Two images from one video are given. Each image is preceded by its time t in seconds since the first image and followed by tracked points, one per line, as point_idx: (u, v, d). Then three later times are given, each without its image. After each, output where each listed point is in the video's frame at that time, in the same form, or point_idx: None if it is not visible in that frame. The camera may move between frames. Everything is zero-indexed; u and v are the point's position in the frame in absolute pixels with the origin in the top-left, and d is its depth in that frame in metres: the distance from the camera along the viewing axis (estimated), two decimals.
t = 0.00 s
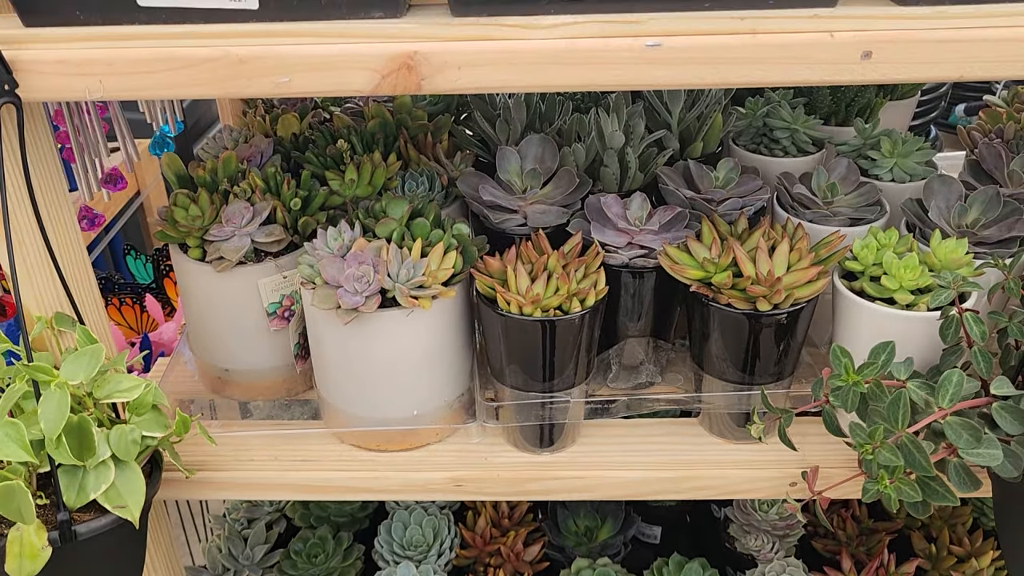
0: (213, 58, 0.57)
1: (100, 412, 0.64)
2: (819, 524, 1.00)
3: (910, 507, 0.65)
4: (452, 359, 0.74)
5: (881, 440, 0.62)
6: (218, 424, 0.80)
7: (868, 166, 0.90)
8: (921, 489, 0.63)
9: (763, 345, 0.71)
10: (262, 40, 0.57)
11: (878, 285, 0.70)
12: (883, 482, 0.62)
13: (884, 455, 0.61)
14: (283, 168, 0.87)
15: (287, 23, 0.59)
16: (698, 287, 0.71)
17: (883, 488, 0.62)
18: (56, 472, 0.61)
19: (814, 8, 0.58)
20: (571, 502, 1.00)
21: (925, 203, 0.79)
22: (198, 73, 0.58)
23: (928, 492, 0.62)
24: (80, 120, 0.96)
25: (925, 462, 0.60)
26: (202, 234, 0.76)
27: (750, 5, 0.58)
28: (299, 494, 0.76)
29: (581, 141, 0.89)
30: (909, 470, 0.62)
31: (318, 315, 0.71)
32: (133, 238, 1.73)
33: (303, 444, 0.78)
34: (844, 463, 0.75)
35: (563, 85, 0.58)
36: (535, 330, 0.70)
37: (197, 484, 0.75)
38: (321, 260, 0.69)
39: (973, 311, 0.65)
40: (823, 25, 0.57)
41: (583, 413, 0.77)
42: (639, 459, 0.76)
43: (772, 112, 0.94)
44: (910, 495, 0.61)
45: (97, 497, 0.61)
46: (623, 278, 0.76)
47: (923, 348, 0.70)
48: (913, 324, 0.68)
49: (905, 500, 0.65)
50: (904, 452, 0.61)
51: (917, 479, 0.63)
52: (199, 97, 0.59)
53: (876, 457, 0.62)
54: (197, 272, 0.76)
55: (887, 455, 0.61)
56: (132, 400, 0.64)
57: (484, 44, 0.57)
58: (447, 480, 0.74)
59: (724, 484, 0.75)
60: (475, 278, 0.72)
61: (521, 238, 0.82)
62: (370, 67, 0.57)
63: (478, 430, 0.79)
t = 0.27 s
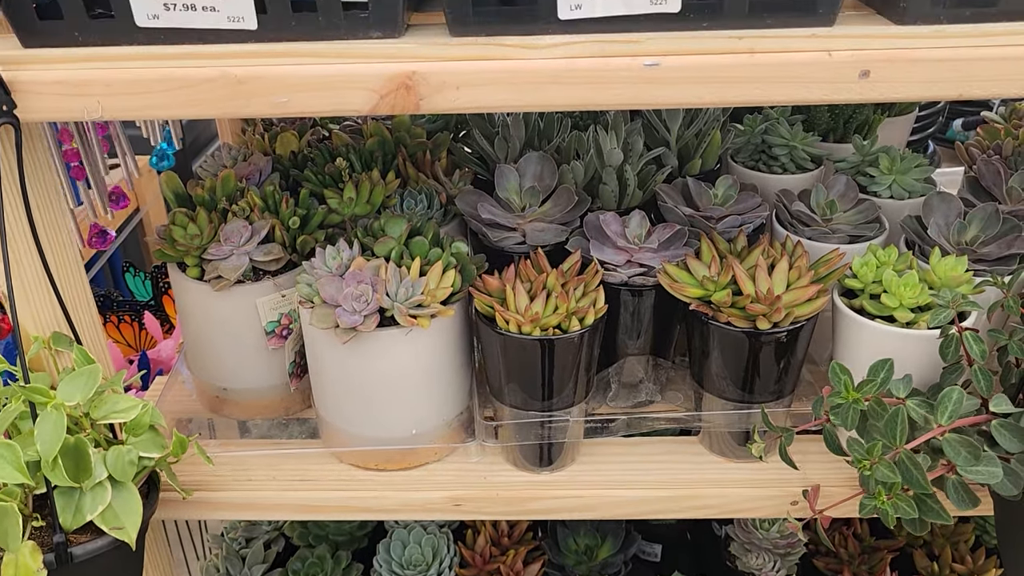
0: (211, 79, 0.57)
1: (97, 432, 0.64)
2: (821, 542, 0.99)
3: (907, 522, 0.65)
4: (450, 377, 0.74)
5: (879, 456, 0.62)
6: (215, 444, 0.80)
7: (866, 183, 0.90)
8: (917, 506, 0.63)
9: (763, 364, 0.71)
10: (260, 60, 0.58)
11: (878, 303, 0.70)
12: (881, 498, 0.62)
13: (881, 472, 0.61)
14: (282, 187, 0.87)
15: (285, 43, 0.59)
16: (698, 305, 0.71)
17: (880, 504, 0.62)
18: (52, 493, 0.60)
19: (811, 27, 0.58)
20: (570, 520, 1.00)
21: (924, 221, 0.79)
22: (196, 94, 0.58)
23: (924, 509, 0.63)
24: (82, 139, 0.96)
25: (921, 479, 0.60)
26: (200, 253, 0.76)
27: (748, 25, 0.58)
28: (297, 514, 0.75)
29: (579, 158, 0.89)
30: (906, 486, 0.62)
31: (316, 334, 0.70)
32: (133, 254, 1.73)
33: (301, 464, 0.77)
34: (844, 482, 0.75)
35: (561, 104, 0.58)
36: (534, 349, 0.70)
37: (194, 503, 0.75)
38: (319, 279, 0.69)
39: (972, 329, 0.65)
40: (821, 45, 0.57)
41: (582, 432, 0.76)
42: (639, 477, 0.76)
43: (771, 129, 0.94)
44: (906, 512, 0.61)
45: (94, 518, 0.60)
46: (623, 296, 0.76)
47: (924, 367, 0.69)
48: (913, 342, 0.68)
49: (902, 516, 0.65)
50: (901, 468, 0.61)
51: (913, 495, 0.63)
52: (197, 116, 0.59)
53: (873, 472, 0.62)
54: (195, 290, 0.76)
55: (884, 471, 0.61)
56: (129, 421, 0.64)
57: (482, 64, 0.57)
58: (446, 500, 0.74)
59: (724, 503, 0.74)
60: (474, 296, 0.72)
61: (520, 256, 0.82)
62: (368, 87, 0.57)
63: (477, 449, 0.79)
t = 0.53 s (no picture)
0: (209, 97, 0.57)
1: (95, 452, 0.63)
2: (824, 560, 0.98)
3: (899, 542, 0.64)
4: (450, 395, 0.74)
5: (867, 474, 0.61)
6: (214, 463, 0.79)
7: (867, 199, 0.89)
8: (906, 525, 0.62)
9: (765, 382, 0.71)
10: (259, 79, 0.58)
11: (880, 320, 0.69)
12: (869, 516, 0.62)
13: (868, 490, 0.61)
14: (282, 204, 0.87)
15: (284, 62, 0.59)
16: (698, 323, 0.71)
17: (869, 522, 0.62)
18: (48, 513, 0.60)
19: (811, 45, 0.58)
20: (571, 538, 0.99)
21: (926, 237, 0.79)
22: (194, 112, 0.57)
23: (911, 529, 0.62)
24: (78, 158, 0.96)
25: (909, 498, 0.60)
26: (200, 270, 0.76)
27: (747, 43, 0.58)
28: (295, 533, 0.75)
29: (579, 175, 0.89)
30: (895, 505, 0.61)
31: (315, 352, 0.70)
32: (134, 270, 1.73)
33: (300, 482, 0.77)
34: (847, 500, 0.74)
35: (560, 123, 0.58)
36: (533, 367, 0.69)
37: (192, 522, 0.74)
38: (319, 297, 0.69)
39: (974, 346, 0.64)
40: (820, 63, 0.57)
41: (583, 451, 0.76)
42: (640, 496, 0.75)
43: (771, 145, 0.94)
44: (893, 530, 0.61)
45: (91, 538, 0.60)
46: (623, 313, 0.76)
47: (926, 386, 0.69)
48: (916, 358, 0.67)
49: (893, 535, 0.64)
50: (890, 487, 0.61)
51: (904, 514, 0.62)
52: (195, 135, 0.59)
53: (860, 490, 0.61)
54: (193, 308, 0.76)
55: (871, 489, 0.61)
56: (126, 439, 0.63)
57: (481, 82, 0.57)
58: (446, 518, 0.73)
59: (726, 521, 0.74)
60: (473, 314, 0.71)
61: (520, 273, 0.82)
62: (367, 106, 0.57)
63: (477, 467, 0.78)
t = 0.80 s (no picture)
0: (211, 116, 0.57)
1: (96, 471, 0.63)
2: None
3: (901, 556, 0.63)
4: (452, 413, 0.73)
5: (871, 487, 0.61)
6: (215, 481, 0.79)
7: (871, 214, 0.89)
8: (908, 541, 0.61)
9: (769, 399, 0.70)
10: (260, 98, 0.58)
11: (884, 337, 0.69)
12: (872, 529, 0.61)
13: (873, 503, 0.60)
14: (284, 220, 0.87)
15: (286, 81, 0.59)
16: (701, 339, 0.71)
17: (871, 535, 0.61)
18: (49, 534, 0.60)
19: (812, 63, 0.58)
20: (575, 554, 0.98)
21: (929, 253, 0.78)
22: (196, 131, 0.58)
23: (912, 545, 0.61)
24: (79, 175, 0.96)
25: (912, 514, 0.58)
26: (201, 287, 0.77)
27: (748, 61, 0.58)
28: (296, 551, 0.74)
29: (582, 190, 0.89)
30: (898, 519, 0.60)
31: (317, 370, 0.70)
32: (137, 282, 1.73)
33: (302, 500, 0.77)
34: (852, 518, 0.74)
35: (562, 141, 0.58)
36: (535, 384, 0.69)
37: (194, 540, 0.74)
38: (322, 314, 0.69)
39: (978, 363, 0.64)
40: (822, 81, 0.57)
41: (585, 468, 0.75)
42: (643, 514, 0.75)
43: (774, 160, 0.94)
44: (896, 544, 0.60)
45: (92, 559, 0.60)
46: (626, 330, 0.76)
47: (931, 403, 0.69)
48: (921, 376, 0.67)
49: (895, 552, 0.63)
50: (893, 501, 0.60)
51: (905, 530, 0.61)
52: (198, 154, 0.59)
53: (866, 503, 0.61)
54: (195, 325, 0.76)
55: (875, 504, 0.60)
56: (128, 459, 0.63)
57: (482, 100, 0.57)
58: (448, 536, 0.73)
59: (730, 539, 0.73)
60: (476, 331, 0.71)
61: (522, 288, 0.82)
62: (369, 124, 0.57)
63: (480, 485, 0.78)
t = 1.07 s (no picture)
0: (215, 137, 0.57)
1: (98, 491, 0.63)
2: None
3: None
4: (456, 431, 0.73)
5: (875, 512, 0.60)
6: (218, 499, 0.79)
7: (877, 230, 0.89)
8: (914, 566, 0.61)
9: (774, 417, 0.70)
10: (264, 118, 0.58)
11: (890, 356, 0.68)
12: (877, 556, 0.60)
13: (875, 528, 0.59)
14: (288, 236, 0.87)
15: (289, 101, 0.59)
16: (706, 358, 0.70)
17: (877, 562, 0.60)
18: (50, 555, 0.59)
19: (817, 82, 0.58)
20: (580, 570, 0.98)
21: (936, 269, 0.78)
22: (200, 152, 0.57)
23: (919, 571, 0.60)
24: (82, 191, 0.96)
25: (917, 539, 0.58)
26: (205, 304, 0.76)
27: (753, 81, 0.58)
28: (299, 570, 0.74)
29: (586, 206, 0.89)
30: (903, 545, 0.59)
31: (320, 388, 0.70)
32: (142, 292, 1.73)
33: (305, 519, 0.76)
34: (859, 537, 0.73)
35: (566, 161, 0.58)
36: (539, 403, 0.69)
37: (196, 560, 0.74)
38: (325, 333, 0.68)
39: (985, 383, 0.63)
40: (827, 101, 0.56)
41: (590, 487, 0.75)
42: (648, 533, 0.74)
43: (779, 174, 0.94)
44: (902, 572, 0.58)
45: None
46: (630, 347, 0.75)
47: (938, 423, 0.68)
48: (927, 395, 0.67)
49: None
50: (897, 526, 0.59)
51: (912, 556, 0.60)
52: (201, 174, 0.59)
53: (868, 529, 0.60)
54: (197, 342, 0.76)
55: (878, 529, 0.59)
56: (130, 479, 0.63)
57: (486, 121, 0.57)
58: (452, 556, 0.72)
59: (736, 559, 0.73)
60: (479, 349, 0.71)
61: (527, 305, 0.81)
62: (372, 144, 0.57)
63: (484, 503, 0.77)
